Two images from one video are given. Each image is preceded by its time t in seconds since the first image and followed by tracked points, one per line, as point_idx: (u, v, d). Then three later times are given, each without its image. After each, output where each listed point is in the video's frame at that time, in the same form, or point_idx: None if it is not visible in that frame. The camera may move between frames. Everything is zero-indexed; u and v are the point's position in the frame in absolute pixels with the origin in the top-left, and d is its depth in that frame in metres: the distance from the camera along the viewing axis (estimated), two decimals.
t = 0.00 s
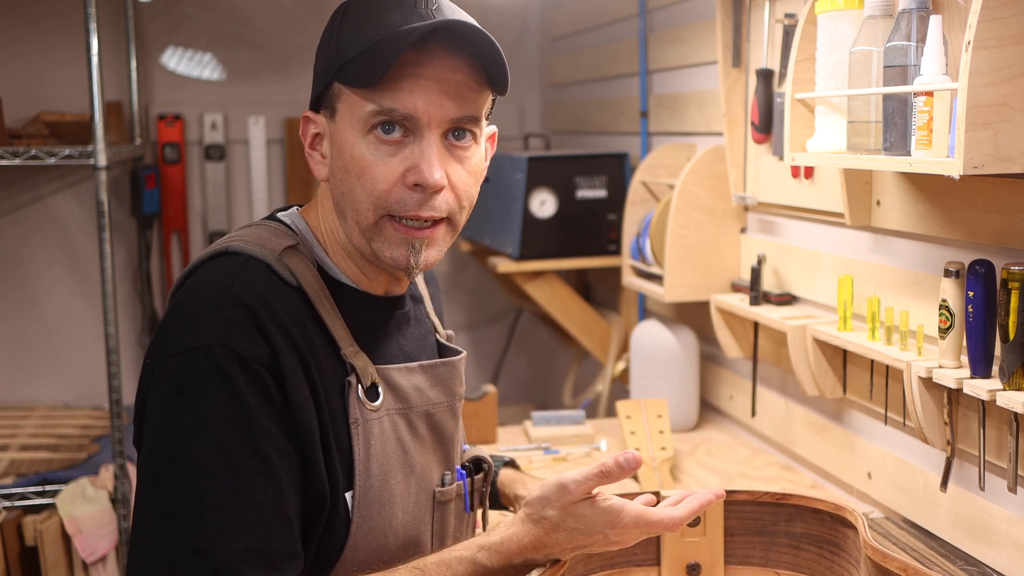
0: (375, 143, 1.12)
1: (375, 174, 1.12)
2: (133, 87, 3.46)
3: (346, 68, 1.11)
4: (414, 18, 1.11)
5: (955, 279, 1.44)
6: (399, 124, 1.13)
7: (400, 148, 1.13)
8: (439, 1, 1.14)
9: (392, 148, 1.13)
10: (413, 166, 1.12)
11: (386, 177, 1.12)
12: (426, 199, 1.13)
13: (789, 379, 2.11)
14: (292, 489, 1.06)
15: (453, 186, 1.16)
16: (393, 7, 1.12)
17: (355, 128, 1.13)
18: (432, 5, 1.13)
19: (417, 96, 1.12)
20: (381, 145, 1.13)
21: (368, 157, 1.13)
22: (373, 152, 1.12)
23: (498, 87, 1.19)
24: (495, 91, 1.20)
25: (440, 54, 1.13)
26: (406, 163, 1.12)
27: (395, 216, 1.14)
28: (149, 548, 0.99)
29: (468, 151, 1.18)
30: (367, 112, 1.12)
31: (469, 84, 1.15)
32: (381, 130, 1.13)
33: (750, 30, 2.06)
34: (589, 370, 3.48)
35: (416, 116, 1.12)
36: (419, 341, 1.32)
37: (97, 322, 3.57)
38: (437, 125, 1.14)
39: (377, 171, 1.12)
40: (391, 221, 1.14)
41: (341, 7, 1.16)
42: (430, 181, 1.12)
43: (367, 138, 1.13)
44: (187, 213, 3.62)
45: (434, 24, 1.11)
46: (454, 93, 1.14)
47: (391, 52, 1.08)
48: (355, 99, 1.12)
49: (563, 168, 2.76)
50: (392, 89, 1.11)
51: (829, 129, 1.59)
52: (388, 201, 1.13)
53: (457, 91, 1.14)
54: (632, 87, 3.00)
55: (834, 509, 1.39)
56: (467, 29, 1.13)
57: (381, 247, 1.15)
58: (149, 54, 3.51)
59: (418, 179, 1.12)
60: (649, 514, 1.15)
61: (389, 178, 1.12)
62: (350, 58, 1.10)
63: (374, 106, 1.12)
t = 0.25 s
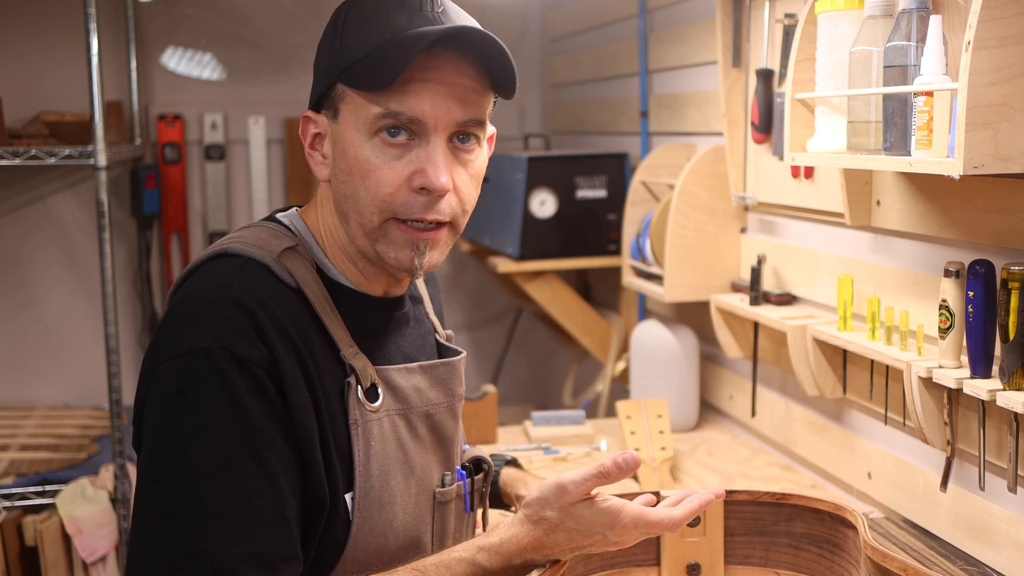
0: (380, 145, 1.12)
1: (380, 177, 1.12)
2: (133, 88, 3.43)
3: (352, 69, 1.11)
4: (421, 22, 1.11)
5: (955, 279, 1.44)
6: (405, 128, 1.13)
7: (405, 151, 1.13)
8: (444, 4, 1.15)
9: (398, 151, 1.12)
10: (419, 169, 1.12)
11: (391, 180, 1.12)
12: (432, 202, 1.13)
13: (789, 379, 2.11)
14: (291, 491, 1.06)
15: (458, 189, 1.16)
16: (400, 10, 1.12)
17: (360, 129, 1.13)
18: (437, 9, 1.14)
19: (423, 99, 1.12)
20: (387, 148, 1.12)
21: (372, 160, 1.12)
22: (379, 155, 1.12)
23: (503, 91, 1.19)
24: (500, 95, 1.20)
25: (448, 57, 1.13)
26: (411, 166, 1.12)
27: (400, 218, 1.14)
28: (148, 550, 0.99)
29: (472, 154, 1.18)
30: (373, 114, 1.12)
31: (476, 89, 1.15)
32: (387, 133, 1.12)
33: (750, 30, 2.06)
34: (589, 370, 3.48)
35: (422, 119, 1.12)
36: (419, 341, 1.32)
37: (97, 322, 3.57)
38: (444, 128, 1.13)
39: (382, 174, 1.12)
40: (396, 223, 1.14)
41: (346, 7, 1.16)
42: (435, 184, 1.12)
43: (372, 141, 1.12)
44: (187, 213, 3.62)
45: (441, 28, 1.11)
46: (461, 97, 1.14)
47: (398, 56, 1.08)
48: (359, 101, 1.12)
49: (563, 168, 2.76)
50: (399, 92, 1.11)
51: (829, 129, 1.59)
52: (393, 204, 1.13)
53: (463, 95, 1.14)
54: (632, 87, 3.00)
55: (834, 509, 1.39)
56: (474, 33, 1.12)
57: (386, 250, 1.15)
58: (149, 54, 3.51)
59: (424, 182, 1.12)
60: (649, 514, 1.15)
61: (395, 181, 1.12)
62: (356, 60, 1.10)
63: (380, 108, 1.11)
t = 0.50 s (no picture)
0: (466, 164, 1.11)
1: (465, 194, 1.12)
2: (134, 88, 3.40)
3: (451, 91, 1.07)
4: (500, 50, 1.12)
5: (955, 278, 1.44)
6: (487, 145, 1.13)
7: (483, 166, 1.13)
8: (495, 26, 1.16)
9: (479, 168, 1.13)
10: (496, 182, 1.15)
11: (474, 197, 1.13)
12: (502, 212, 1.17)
13: (789, 379, 2.11)
14: (287, 497, 1.06)
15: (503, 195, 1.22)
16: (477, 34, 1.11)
17: (447, 149, 1.10)
18: (496, 32, 1.15)
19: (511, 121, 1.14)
20: (469, 165, 1.12)
21: (459, 178, 1.11)
22: (464, 173, 1.12)
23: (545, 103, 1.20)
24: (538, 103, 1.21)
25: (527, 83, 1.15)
26: (488, 180, 1.14)
27: (474, 228, 1.16)
28: (145, 559, 1.00)
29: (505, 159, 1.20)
30: (467, 135, 1.10)
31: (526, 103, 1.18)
32: (472, 153, 1.11)
33: (750, 30, 2.05)
34: (588, 370, 3.48)
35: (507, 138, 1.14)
36: (408, 340, 1.32)
37: (97, 322, 3.57)
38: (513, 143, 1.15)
39: (466, 192, 1.12)
40: (466, 231, 1.16)
41: (406, 15, 1.09)
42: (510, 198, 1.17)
43: (459, 161, 1.11)
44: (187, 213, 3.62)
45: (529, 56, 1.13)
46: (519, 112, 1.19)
47: (506, 85, 1.08)
48: (451, 121, 1.09)
49: (563, 168, 2.76)
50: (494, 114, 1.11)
51: (829, 129, 1.59)
52: (472, 216, 1.14)
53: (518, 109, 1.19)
54: (632, 87, 3.00)
55: (834, 509, 1.39)
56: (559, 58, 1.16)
57: (449, 256, 1.17)
58: (149, 55, 3.54)
59: (501, 196, 1.15)
60: (646, 513, 1.14)
61: (473, 195, 1.13)
62: (457, 83, 1.07)
63: (475, 130, 1.10)
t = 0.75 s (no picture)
0: (469, 166, 1.13)
1: (468, 195, 1.13)
2: (134, 88, 3.41)
3: (456, 96, 1.08)
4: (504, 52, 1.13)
5: (955, 278, 1.44)
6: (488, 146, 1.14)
7: (484, 167, 1.15)
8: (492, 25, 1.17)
9: (481, 169, 1.14)
10: (497, 182, 1.16)
11: (476, 197, 1.14)
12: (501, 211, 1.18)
13: (789, 379, 2.11)
14: (285, 496, 1.06)
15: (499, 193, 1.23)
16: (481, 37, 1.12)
17: (451, 152, 1.11)
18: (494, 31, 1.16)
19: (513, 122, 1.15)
20: (472, 166, 1.13)
21: (462, 180, 1.13)
22: (467, 174, 1.13)
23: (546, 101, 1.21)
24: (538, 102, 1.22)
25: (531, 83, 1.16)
26: (488, 180, 1.15)
27: (475, 228, 1.17)
28: (143, 560, 1.00)
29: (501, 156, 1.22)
30: (472, 138, 1.11)
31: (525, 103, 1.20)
32: (475, 155, 1.13)
33: (751, 30, 2.06)
34: (588, 370, 3.48)
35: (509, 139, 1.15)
36: (400, 337, 1.32)
37: (98, 322, 3.57)
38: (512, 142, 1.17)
39: (469, 193, 1.14)
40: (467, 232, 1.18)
41: (410, 19, 1.10)
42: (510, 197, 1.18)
43: (462, 162, 1.12)
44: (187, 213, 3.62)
45: (532, 57, 1.15)
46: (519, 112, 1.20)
47: (512, 87, 1.10)
48: (456, 124, 1.10)
49: (563, 168, 2.76)
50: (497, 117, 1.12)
51: (829, 129, 1.59)
52: (473, 216, 1.16)
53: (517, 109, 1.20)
54: (632, 87, 3.00)
55: (835, 510, 1.39)
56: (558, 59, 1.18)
57: (449, 256, 1.18)
58: (149, 54, 3.54)
59: (502, 196, 1.17)
60: (635, 484, 1.11)
61: (475, 196, 1.14)
62: (462, 88, 1.08)
63: (479, 133, 1.11)
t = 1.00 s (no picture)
0: (466, 168, 1.13)
1: (465, 197, 1.13)
2: (134, 88, 3.40)
3: (450, 98, 1.08)
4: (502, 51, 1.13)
5: (955, 278, 1.44)
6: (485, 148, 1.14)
7: (483, 168, 1.15)
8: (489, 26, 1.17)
9: (479, 170, 1.14)
10: (496, 183, 1.16)
11: (473, 198, 1.14)
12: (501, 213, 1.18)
13: (789, 379, 2.11)
14: (280, 494, 1.06)
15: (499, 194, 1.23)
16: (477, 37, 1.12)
17: (448, 154, 1.11)
18: (491, 32, 1.15)
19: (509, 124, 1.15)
20: (470, 168, 1.13)
21: (459, 181, 1.13)
22: (464, 176, 1.13)
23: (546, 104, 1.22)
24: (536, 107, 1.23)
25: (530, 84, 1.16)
26: (487, 181, 1.15)
27: (475, 228, 1.17)
28: (139, 559, 1.00)
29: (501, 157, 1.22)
30: (468, 140, 1.11)
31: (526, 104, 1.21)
32: (473, 157, 1.13)
33: (751, 30, 2.06)
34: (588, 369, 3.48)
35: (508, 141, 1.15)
36: (401, 337, 1.31)
37: (98, 322, 3.57)
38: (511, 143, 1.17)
39: (466, 194, 1.14)
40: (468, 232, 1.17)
41: (405, 20, 1.10)
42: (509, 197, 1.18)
43: (460, 164, 1.12)
44: (187, 213, 3.62)
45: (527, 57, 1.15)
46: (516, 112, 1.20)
47: (508, 88, 1.10)
48: (451, 126, 1.10)
49: (563, 168, 2.76)
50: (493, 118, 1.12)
51: (829, 129, 1.59)
52: (473, 217, 1.16)
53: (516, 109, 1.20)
54: (632, 87, 3.00)
55: (834, 509, 1.39)
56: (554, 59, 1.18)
57: (451, 256, 1.18)
58: (149, 54, 3.54)
59: (500, 196, 1.16)
60: (635, 481, 1.15)
61: (474, 197, 1.14)
62: (456, 90, 1.08)
63: (476, 134, 1.11)
